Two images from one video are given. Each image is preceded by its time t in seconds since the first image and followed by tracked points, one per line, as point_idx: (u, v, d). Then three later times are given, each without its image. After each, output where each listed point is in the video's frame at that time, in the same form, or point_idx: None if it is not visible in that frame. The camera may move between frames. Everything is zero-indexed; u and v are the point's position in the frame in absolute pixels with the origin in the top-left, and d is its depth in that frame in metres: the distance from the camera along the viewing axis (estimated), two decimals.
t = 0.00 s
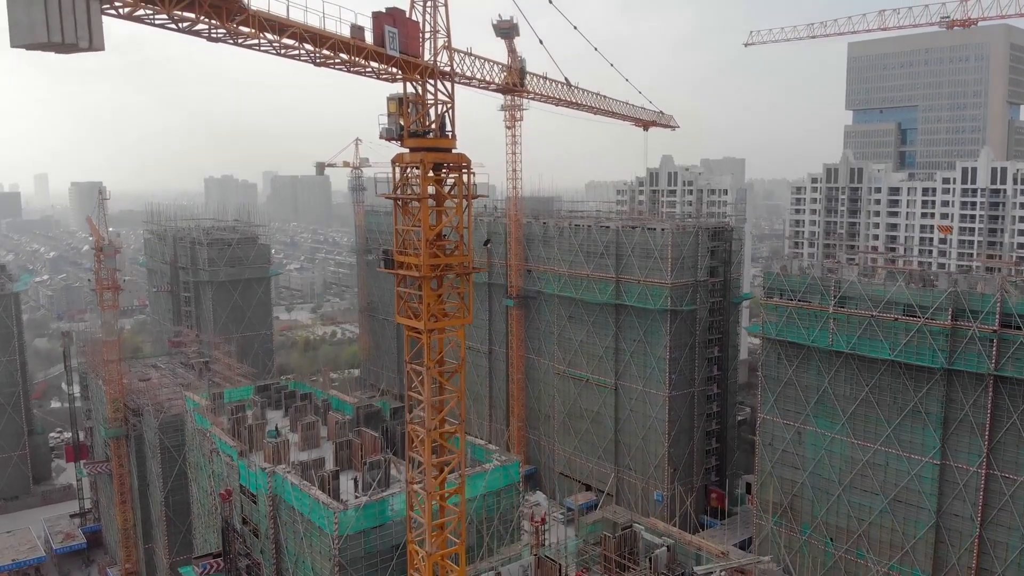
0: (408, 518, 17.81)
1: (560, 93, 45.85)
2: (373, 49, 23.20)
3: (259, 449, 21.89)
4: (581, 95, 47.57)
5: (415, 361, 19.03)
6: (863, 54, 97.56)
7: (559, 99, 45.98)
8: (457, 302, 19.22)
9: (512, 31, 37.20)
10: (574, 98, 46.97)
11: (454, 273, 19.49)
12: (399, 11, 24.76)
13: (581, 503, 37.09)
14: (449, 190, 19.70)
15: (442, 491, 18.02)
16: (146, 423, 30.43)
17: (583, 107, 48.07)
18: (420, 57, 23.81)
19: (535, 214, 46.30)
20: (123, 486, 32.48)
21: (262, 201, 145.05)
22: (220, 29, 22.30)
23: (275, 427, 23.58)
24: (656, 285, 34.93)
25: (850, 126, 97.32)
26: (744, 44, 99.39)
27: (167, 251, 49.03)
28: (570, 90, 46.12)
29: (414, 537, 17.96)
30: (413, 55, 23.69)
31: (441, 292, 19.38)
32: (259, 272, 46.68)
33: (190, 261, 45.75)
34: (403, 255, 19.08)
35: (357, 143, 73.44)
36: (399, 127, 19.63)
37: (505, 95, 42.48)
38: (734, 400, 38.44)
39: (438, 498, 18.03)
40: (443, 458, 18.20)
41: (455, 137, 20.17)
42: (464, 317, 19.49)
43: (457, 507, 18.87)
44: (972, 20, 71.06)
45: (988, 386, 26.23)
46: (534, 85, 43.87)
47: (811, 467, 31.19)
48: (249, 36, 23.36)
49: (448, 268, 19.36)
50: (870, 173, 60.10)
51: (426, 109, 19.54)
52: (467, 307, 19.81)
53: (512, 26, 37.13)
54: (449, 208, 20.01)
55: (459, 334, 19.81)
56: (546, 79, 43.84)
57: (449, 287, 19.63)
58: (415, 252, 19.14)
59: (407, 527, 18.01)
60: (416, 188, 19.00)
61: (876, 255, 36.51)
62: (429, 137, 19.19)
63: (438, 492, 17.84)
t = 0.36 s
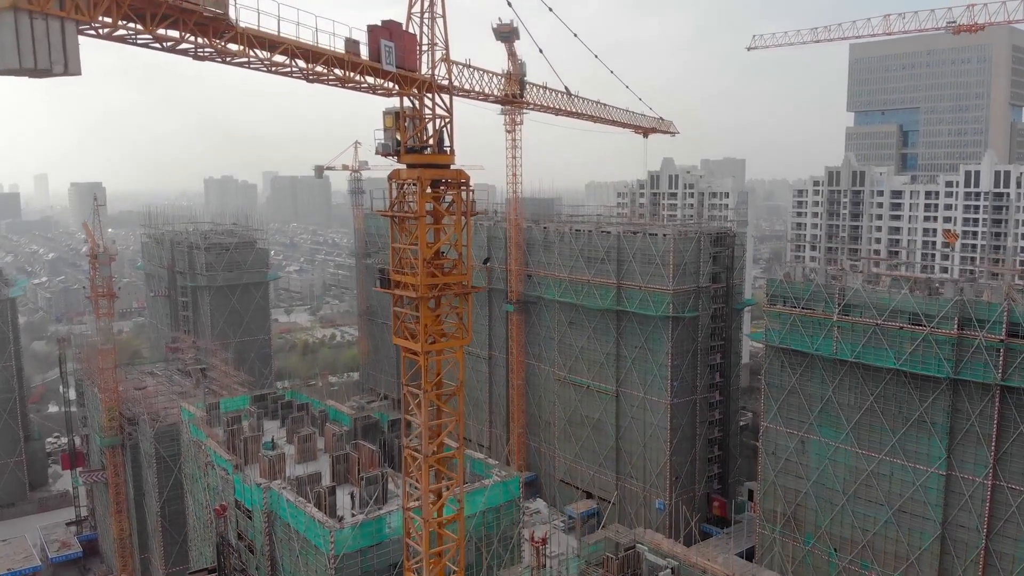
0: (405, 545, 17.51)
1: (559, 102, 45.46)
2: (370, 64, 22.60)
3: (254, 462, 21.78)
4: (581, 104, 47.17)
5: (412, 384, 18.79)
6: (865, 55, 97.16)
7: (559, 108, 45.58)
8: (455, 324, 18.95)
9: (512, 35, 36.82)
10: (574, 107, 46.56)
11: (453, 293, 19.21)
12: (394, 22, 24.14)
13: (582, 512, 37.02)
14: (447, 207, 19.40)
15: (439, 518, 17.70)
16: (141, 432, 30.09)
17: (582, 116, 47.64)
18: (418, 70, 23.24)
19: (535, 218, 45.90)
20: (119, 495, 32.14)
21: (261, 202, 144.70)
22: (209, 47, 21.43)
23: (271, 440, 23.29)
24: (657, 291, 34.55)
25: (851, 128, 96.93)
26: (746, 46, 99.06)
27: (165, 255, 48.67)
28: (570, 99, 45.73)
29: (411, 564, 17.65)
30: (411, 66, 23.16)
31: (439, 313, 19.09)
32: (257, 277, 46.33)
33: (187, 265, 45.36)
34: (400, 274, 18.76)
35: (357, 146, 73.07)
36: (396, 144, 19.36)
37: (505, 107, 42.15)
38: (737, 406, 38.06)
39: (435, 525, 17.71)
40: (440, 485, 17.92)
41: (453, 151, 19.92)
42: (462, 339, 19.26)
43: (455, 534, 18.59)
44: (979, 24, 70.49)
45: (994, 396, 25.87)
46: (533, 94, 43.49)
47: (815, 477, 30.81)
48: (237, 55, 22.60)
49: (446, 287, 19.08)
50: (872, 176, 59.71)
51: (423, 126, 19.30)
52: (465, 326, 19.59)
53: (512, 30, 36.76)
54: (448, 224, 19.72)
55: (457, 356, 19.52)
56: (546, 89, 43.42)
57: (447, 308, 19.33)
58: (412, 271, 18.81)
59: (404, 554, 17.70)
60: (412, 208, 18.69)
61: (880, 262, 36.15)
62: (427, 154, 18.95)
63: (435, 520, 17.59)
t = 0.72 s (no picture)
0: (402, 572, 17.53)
1: (559, 111, 45.06)
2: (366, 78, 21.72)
3: (251, 474, 21.55)
4: (581, 112, 46.77)
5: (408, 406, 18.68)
6: (867, 57, 96.90)
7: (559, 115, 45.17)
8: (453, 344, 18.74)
9: (512, 38, 36.49)
10: (574, 116, 46.18)
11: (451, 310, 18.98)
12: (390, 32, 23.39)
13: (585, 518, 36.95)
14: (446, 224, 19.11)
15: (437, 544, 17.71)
16: (137, 440, 29.78)
17: (582, 124, 47.22)
18: (415, 84, 22.41)
19: (535, 222, 45.55)
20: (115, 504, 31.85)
21: (261, 203, 144.36)
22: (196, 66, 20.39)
23: (268, 451, 22.97)
24: (659, 296, 34.21)
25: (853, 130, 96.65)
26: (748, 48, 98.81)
27: (162, 259, 48.37)
28: (570, 107, 45.36)
29: None
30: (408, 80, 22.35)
31: (437, 333, 18.81)
32: (255, 281, 45.99)
33: (185, 269, 45.03)
34: (397, 293, 18.51)
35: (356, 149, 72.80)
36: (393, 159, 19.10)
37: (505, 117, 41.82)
38: (739, 413, 37.70)
39: (433, 551, 17.71)
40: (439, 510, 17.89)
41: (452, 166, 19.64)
42: (460, 358, 19.07)
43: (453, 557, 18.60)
44: (985, 29, 70.15)
45: (1001, 406, 25.52)
46: (533, 104, 43.13)
47: (818, 486, 30.48)
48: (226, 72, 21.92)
49: (444, 305, 18.84)
50: (875, 179, 59.37)
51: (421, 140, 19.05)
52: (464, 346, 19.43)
53: (512, 33, 36.42)
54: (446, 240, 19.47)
55: (456, 376, 19.26)
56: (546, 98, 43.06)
57: (445, 326, 19.06)
58: (409, 290, 18.54)
59: None
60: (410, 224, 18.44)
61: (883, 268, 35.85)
62: (425, 169, 18.70)
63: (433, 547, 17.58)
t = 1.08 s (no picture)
0: None
1: (559, 120, 44.62)
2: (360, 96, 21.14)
3: (247, 488, 21.44)
4: (581, 121, 46.31)
5: (405, 433, 18.53)
6: (868, 58, 96.59)
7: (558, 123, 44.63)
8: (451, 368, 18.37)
9: (512, 42, 36.10)
10: (573, 125, 45.69)
11: (449, 333, 18.61)
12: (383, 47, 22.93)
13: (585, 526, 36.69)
14: (443, 244, 18.75)
15: None
16: (133, 450, 29.38)
17: (582, 133, 46.78)
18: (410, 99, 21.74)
19: (535, 226, 45.15)
20: (110, 513, 31.46)
21: (260, 204, 143.94)
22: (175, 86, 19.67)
23: (264, 464, 22.64)
24: (661, 303, 33.86)
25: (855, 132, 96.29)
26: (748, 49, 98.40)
27: (160, 263, 48.02)
28: (570, 117, 44.91)
29: None
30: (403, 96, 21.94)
31: (434, 357, 18.42)
32: (253, 286, 45.59)
33: (183, 274, 44.68)
34: (391, 315, 18.11)
35: (355, 151, 72.48)
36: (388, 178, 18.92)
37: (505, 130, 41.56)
38: (742, 420, 37.29)
39: None
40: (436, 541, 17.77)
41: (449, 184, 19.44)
42: (459, 383, 18.63)
43: None
44: (993, 34, 69.66)
45: (1008, 416, 25.11)
46: (533, 115, 42.76)
47: (822, 496, 30.09)
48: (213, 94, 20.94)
49: (442, 327, 18.47)
50: (877, 181, 59.02)
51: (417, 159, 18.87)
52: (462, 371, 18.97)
53: (512, 37, 36.02)
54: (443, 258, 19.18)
55: (455, 402, 18.73)
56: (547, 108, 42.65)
57: (443, 349, 18.67)
58: (405, 312, 18.14)
59: None
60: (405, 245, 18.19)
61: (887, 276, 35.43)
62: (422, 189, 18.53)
63: None
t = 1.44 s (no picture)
0: None
1: (559, 130, 44.24)
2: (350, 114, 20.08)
3: (242, 503, 21.37)
4: (581, 132, 45.97)
5: (399, 461, 18.17)
6: (870, 60, 96.27)
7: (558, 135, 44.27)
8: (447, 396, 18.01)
9: (512, 46, 35.69)
10: (574, 137, 45.29)
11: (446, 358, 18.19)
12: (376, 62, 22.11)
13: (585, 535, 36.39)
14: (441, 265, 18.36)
15: None
16: (128, 459, 28.99)
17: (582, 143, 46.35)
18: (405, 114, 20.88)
19: (535, 230, 44.75)
20: (105, 524, 31.07)
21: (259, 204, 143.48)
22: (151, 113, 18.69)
23: (259, 476, 22.53)
24: (663, 310, 33.47)
25: (857, 133, 95.92)
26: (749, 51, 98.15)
27: (156, 267, 47.66)
28: (570, 127, 44.52)
29: None
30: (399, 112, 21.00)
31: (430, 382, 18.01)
32: (251, 290, 45.09)
33: (180, 278, 44.29)
34: (386, 339, 17.72)
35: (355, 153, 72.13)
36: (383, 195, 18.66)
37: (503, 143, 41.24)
38: (745, 427, 36.85)
39: None
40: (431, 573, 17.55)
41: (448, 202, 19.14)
42: (457, 411, 18.23)
43: None
44: (1001, 39, 69.01)
45: (1016, 428, 24.69)
46: (533, 128, 42.52)
47: (826, 506, 29.71)
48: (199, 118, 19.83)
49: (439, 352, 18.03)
50: (879, 184, 58.54)
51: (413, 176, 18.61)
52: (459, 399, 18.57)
53: (511, 40, 35.60)
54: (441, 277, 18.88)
55: (452, 429, 18.39)
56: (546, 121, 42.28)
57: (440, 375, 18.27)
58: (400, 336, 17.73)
59: None
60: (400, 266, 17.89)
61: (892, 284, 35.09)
62: (419, 208, 18.27)
63: None
